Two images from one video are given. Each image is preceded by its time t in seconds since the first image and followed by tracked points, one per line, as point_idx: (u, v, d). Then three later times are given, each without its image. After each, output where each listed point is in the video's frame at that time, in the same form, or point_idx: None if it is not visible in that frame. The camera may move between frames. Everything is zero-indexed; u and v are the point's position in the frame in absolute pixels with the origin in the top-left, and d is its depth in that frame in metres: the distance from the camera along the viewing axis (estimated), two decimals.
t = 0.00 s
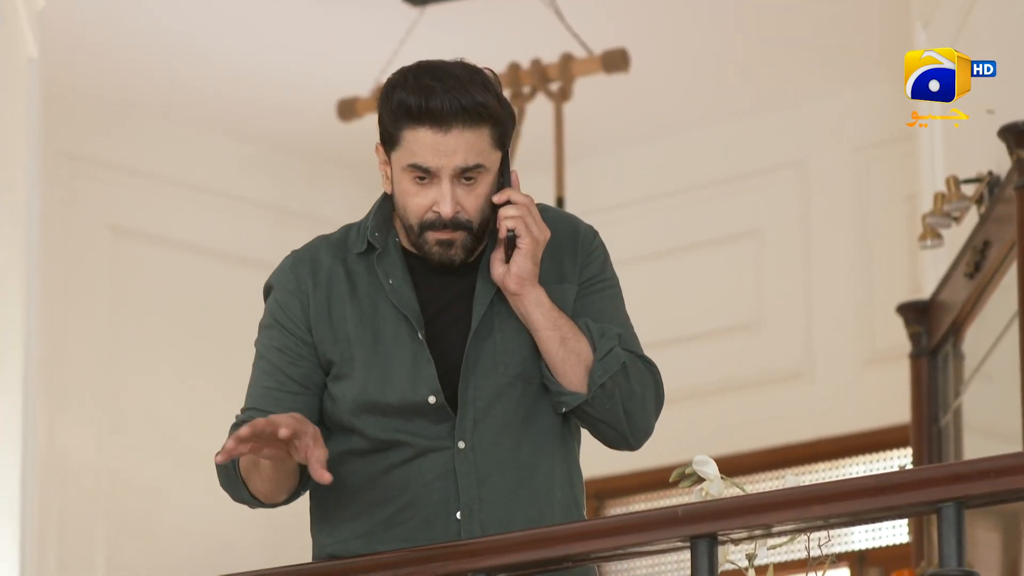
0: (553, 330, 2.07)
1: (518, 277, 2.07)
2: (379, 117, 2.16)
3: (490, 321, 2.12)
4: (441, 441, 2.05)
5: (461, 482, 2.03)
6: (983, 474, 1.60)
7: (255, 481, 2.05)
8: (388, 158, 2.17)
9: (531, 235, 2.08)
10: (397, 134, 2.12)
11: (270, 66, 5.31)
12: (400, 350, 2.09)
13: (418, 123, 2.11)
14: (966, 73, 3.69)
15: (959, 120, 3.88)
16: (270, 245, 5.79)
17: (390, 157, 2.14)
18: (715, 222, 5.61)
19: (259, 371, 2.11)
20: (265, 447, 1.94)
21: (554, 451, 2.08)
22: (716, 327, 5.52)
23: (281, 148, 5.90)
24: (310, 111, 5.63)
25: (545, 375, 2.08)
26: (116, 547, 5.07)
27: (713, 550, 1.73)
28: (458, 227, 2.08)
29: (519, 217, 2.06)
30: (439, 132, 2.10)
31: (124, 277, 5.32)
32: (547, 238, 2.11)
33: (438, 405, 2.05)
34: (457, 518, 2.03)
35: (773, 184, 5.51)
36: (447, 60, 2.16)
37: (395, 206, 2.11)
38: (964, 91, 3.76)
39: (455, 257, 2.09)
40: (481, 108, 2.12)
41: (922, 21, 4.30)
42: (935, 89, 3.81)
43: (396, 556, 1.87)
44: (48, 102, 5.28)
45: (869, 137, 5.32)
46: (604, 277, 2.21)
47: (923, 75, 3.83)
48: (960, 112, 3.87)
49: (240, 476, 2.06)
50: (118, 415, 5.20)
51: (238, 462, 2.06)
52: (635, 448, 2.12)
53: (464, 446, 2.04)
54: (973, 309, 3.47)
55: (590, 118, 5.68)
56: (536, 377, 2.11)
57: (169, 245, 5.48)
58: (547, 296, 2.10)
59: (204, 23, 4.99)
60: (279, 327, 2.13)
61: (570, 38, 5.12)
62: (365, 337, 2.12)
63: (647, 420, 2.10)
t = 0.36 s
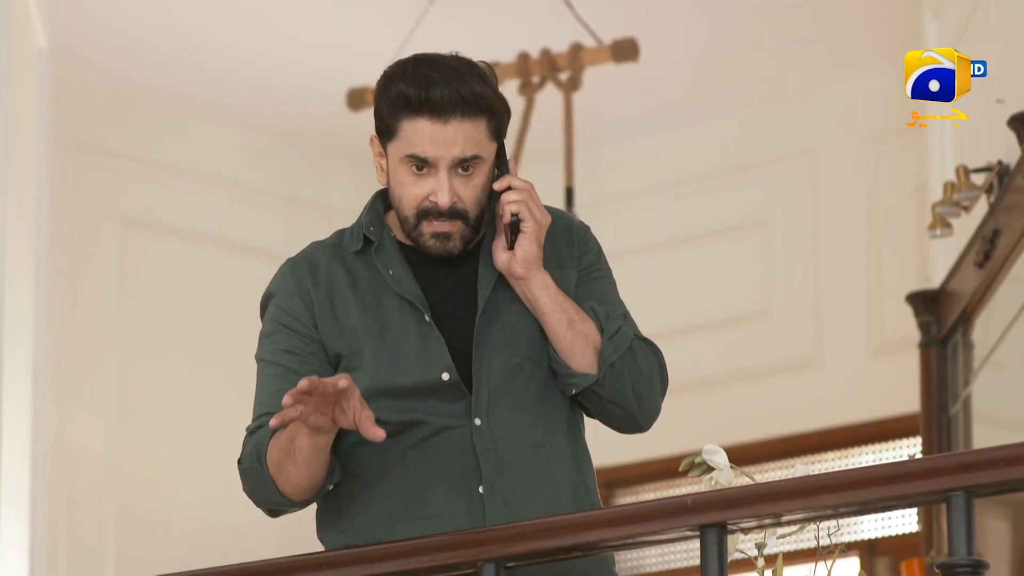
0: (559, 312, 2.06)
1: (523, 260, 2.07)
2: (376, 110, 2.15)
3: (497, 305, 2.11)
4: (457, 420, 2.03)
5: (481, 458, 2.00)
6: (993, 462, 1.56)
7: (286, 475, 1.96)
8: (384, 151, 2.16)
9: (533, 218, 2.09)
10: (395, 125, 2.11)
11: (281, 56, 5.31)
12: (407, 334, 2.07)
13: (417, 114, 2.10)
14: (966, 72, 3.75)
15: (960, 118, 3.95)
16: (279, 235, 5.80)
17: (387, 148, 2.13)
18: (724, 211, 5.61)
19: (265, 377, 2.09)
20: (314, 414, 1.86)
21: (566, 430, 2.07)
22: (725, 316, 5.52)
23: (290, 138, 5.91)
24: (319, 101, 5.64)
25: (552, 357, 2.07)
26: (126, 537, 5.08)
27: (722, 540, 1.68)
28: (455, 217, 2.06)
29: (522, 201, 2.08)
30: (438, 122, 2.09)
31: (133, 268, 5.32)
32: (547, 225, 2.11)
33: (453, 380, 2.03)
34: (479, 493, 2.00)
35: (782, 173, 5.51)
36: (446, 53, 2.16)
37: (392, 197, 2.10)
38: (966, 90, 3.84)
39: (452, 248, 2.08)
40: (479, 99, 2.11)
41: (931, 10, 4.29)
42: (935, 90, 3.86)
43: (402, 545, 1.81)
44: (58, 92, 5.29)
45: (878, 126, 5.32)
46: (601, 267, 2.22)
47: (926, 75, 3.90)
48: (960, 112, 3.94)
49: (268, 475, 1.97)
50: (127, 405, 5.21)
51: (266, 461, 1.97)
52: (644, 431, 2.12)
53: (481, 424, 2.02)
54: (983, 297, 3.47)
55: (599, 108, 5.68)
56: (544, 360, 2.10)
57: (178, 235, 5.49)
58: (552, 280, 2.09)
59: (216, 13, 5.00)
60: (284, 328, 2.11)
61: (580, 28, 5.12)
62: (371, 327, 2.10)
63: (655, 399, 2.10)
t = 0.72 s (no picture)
0: (556, 304, 2.03)
1: (521, 250, 2.04)
2: (376, 95, 2.10)
3: (492, 296, 2.06)
4: (461, 403, 1.97)
5: (490, 439, 1.95)
6: (996, 451, 1.52)
7: (301, 458, 1.84)
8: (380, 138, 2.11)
9: (533, 209, 2.07)
10: (396, 109, 2.06)
11: (285, 47, 5.32)
12: (410, 318, 2.00)
13: (421, 98, 2.05)
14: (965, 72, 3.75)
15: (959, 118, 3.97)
16: (283, 225, 5.80)
17: (386, 133, 2.07)
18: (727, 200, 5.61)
19: (255, 369, 1.97)
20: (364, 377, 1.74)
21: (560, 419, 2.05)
22: (730, 305, 5.52)
23: (293, 128, 5.91)
24: (322, 91, 5.64)
25: (545, 347, 2.04)
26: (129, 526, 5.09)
27: (726, 530, 1.65)
28: (453, 206, 2.01)
29: (523, 192, 2.05)
30: (443, 108, 2.04)
31: (135, 257, 5.33)
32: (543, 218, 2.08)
33: (459, 361, 1.98)
34: (489, 474, 1.94)
35: (786, 162, 5.51)
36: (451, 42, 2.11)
37: (388, 183, 2.04)
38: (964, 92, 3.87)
39: (446, 237, 2.02)
40: (485, 91, 2.06)
41: None
42: (935, 89, 3.87)
43: (406, 534, 1.79)
44: (61, 82, 5.30)
45: (882, 116, 5.31)
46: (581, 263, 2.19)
47: (924, 74, 3.90)
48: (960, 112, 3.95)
49: (278, 461, 1.86)
50: (130, 395, 5.22)
51: (278, 447, 1.86)
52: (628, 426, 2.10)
53: (486, 406, 1.97)
54: (986, 287, 3.47)
55: (602, 99, 5.68)
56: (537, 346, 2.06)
57: (181, 224, 5.49)
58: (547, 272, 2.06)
59: (220, 3, 5.01)
60: (277, 317, 2.00)
61: (582, 17, 5.12)
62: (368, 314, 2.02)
63: (642, 391, 2.08)
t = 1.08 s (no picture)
0: (554, 300, 2.01)
1: (519, 249, 2.01)
2: (373, 91, 2.06)
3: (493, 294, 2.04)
4: (465, 406, 1.93)
5: (493, 444, 1.91)
6: (1002, 452, 1.51)
7: (305, 374, 1.77)
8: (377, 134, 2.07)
9: (532, 207, 2.03)
10: (394, 108, 2.03)
11: (292, 45, 5.31)
12: (416, 313, 1.95)
13: (419, 99, 2.01)
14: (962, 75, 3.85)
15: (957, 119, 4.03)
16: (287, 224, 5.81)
17: (383, 130, 2.04)
18: (732, 200, 5.61)
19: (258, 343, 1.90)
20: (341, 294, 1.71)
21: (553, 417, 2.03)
22: (735, 304, 5.52)
23: (297, 128, 5.91)
24: (326, 91, 5.65)
25: (545, 344, 2.03)
26: (134, 526, 5.10)
27: (731, 530, 1.64)
28: (453, 206, 1.99)
29: (523, 191, 2.01)
30: (441, 109, 2.00)
31: (140, 257, 5.33)
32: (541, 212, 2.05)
33: (470, 365, 1.94)
34: (491, 479, 1.90)
35: (791, 161, 5.51)
36: (450, 39, 2.07)
37: (386, 181, 2.02)
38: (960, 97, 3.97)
39: (446, 233, 2.01)
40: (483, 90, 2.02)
41: None
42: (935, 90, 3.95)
43: (412, 535, 1.79)
44: (64, 81, 5.29)
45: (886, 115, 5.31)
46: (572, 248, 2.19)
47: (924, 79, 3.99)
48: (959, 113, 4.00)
49: (284, 384, 1.79)
50: (135, 395, 5.23)
51: (280, 368, 1.79)
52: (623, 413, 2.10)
53: (490, 409, 1.93)
54: (991, 286, 3.47)
55: (606, 99, 5.69)
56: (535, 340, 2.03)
57: (186, 224, 5.49)
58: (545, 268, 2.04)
59: (224, 2, 5.00)
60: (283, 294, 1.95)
61: (586, 18, 5.13)
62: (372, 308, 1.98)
63: (637, 381, 2.08)
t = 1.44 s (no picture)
0: (570, 348, 2.02)
1: (542, 293, 2.02)
2: (428, 118, 2.04)
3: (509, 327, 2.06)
4: (458, 437, 1.97)
5: (479, 479, 1.95)
6: (1006, 452, 1.50)
7: (298, 433, 1.83)
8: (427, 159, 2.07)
9: (566, 259, 2.02)
10: (446, 143, 2.01)
11: (296, 44, 5.31)
12: (428, 340, 2.00)
13: (472, 143, 1.99)
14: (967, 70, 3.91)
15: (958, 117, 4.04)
16: (292, 225, 5.81)
17: (433, 160, 2.04)
18: (737, 200, 5.61)
19: (281, 340, 1.95)
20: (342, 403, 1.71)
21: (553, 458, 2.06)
22: (740, 305, 5.52)
23: (300, 128, 5.91)
24: (330, 90, 5.64)
25: (554, 387, 2.04)
26: (139, 526, 5.10)
27: (736, 530, 1.64)
28: (492, 245, 2.00)
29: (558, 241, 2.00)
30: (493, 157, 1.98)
31: (144, 258, 5.34)
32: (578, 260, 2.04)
33: (471, 401, 1.97)
34: (469, 513, 1.94)
35: (795, 162, 5.52)
36: (514, 81, 2.03)
37: (430, 209, 2.03)
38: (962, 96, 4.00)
39: (483, 265, 2.03)
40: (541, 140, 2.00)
41: None
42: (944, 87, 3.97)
43: (417, 535, 1.79)
44: (69, 80, 5.29)
45: (891, 115, 5.31)
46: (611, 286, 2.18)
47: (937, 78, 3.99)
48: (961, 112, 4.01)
49: (278, 429, 1.85)
50: (141, 396, 5.23)
51: (278, 413, 1.84)
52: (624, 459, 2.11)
53: (481, 444, 1.96)
54: (996, 285, 3.46)
55: (610, 99, 5.69)
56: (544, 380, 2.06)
57: (190, 224, 5.50)
58: (568, 314, 2.05)
59: (227, 2, 4.99)
60: (309, 298, 2.00)
61: (591, 18, 5.13)
62: (392, 326, 2.02)
63: (641, 437, 2.09)
